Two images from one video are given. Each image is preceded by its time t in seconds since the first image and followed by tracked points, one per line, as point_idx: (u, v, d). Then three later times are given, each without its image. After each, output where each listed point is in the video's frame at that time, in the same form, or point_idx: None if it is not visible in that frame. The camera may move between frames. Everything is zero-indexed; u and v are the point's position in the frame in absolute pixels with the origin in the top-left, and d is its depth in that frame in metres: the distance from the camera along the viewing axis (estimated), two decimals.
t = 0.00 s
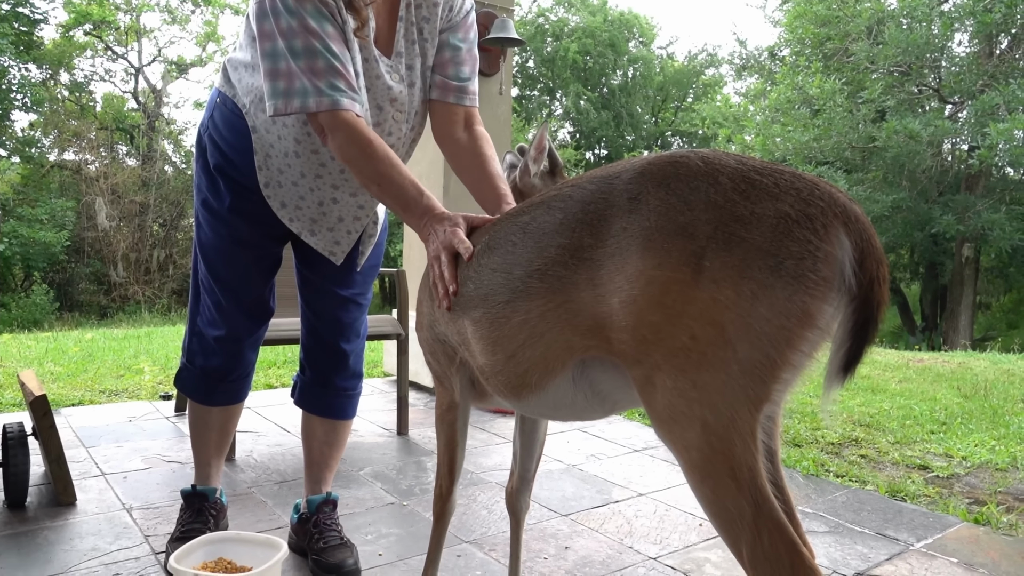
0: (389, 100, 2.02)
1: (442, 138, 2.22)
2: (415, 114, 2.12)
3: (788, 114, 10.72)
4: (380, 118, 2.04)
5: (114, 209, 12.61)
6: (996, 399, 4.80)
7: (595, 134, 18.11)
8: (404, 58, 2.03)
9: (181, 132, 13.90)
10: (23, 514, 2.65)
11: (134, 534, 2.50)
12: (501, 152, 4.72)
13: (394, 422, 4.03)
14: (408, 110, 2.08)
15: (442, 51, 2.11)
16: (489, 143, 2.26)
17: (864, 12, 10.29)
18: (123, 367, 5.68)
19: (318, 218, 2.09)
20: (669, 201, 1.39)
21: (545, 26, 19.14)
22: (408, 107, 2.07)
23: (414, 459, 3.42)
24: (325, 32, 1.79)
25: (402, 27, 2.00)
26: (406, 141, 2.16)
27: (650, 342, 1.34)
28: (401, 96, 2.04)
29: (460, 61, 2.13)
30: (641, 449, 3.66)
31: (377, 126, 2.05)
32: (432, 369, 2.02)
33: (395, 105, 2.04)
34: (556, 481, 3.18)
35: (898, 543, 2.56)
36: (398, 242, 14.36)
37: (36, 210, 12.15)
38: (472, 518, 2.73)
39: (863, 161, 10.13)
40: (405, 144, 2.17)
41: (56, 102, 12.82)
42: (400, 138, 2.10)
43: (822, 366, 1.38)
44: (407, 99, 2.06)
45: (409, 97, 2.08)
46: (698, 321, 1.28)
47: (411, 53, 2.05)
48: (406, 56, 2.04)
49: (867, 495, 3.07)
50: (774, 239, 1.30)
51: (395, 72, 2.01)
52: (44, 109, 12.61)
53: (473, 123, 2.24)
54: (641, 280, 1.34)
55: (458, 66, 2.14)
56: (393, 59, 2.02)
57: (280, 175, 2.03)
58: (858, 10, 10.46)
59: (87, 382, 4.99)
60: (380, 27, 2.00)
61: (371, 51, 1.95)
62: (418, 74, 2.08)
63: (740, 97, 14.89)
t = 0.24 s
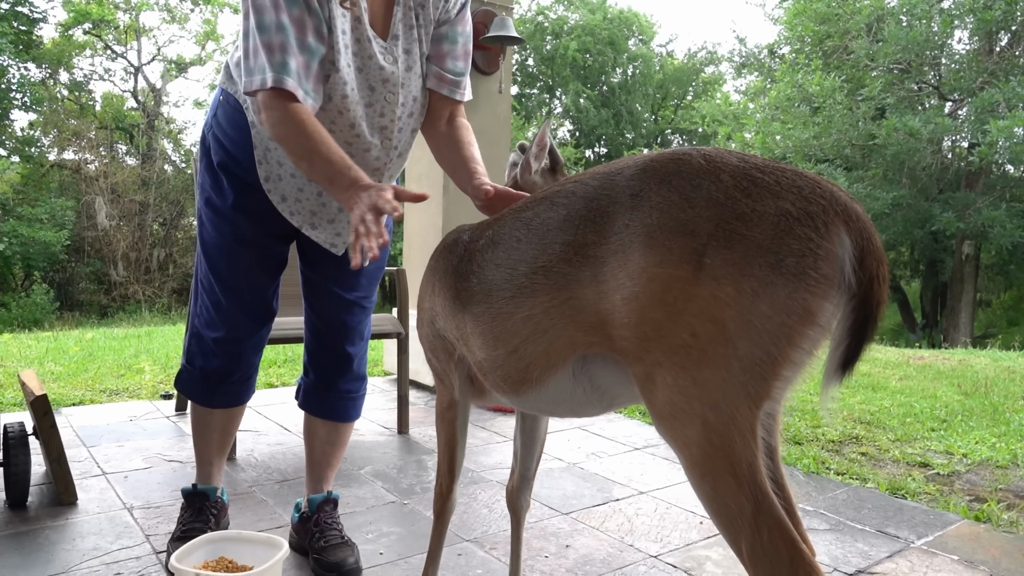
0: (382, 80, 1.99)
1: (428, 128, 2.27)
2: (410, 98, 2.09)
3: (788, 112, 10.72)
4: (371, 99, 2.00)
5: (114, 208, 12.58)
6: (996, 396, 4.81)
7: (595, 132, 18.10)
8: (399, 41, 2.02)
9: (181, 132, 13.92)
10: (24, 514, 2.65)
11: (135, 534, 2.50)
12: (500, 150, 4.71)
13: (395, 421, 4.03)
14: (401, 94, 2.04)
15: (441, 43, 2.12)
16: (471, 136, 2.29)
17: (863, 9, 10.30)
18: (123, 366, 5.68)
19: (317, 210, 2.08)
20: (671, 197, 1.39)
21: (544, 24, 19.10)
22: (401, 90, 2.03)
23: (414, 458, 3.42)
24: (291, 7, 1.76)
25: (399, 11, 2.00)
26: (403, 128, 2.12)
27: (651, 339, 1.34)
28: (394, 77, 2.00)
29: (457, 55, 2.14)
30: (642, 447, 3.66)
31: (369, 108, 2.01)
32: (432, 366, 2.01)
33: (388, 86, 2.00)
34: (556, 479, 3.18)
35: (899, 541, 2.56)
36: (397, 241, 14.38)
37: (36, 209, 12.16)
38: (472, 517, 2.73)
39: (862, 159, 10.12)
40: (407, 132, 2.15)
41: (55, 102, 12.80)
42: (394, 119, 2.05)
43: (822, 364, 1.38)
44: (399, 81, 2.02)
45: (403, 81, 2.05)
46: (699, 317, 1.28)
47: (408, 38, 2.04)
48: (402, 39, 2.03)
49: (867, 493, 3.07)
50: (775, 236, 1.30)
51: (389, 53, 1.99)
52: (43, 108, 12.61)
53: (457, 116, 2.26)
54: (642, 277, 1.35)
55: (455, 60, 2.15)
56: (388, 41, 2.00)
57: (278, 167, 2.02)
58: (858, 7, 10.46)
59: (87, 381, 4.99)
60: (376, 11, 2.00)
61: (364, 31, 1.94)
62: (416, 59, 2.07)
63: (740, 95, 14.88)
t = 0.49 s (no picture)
0: (375, 71, 1.99)
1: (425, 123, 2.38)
2: (406, 89, 2.08)
3: (790, 110, 10.73)
4: (364, 90, 2.00)
5: (117, 208, 12.59)
6: (999, 395, 4.79)
7: (597, 131, 18.09)
8: (394, 32, 2.03)
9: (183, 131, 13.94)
10: (28, 512, 2.66)
11: (139, 532, 2.50)
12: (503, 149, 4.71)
13: (398, 419, 4.03)
14: (394, 84, 2.03)
15: (446, 43, 2.18)
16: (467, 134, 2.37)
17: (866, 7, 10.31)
18: (127, 365, 5.69)
19: (311, 202, 2.07)
20: (671, 196, 1.39)
21: (546, 23, 19.07)
22: (394, 80, 2.02)
23: (417, 456, 3.42)
24: None
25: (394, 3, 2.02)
26: (399, 119, 2.09)
27: (651, 337, 1.34)
28: (387, 67, 2.00)
29: (462, 56, 2.21)
30: (644, 446, 3.67)
31: (360, 97, 2.00)
32: (437, 365, 2.02)
33: (381, 76, 2.00)
34: (559, 478, 3.19)
35: (902, 540, 2.56)
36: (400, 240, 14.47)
37: (38, 208, 12.21)
38: (475, 515, 2.74)
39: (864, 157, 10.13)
40: (404, 117, 2.10)
41: (58, 101, 12.83)
42: (388, 109, 2.03)
43: (822, 361, 1.38)
44: (392, 71, 2.02)
45: (397, 71, 2.04)
46: (697, 316, 1.29)
47: (403, 29, 2.07)
48: (398, 31, 2.05)
49: (871, 492, 3.06)
50: (774, 235, 1.30)
51: (383, 42, 2.00)
52: (46, 107, 12.65)
53: (455, 114, 2.34)
54: (642, 276, 1.35)
55: (460, 61, 2.21)
56: (382, 32, 2.01)
57: (274, 161, 2.03)
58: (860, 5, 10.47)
59: (91, 380, 5.01)
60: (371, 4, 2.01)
61: (356, 21, 1.95)
62: (414, 50, 2.09)
63: (742, 93, 14.86)
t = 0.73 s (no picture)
0: (360, 58, 1.99)
1: (422, 116, 2.38)
2: (393, 77, 2.07)
3: (794, 109, 10.72)
4: (351, 78, 1.99)
5: (121, 206, 12.59)
6: (1004, 396, 4.78)
7: (601, 130, 18.08)
8: (380, 21, 2.05)
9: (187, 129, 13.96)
10: (33, 508, 2.67)
11: (143, 529, 2.51)
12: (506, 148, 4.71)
13: (401, 417, 4.04)
14: (380, 71, 2.02)
15: (435, 31, 2.18)
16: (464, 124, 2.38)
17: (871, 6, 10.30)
18: (131, 362, 5.71)
19: (302, 194, 2.06)
20: (674, 196, 1.39)
21: (550, 22, 19.04)
22: (379, 67, 2.02)
23: (420, 455, 3.42)
24: None
25: None
26: (388, 107, 2.08)
27: (654, 337, 1.34)
28: (372, 54, 2.00)
29: (452, 42, 2.20)
30: (648, 445, 3.66)
31: (346, 84, 1.99)
32: (441, 363, 2.02)
33: (366, 64, 2.00)
34: (562, 477, 3.19)
35: (906, 540, 2.55)
36: (404, 238, 14.51)
37: (43, 206, 12.25)
38: (478, 514, 2.74)
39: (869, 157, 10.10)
40: (392, 105, 2.09)
41: (63, 99, 12.86)
42: (375, 96, 2.02)
43: (825, 360, 1.38)
44: (378, 58, 2.01)
45: (382, 59, 2.05)
46: (701, 317, 1.28)
47: (389, 19, 2.08)
48: (384, 20, 2.07)
49: (874, 492, 3.06)
50: (777, 234, 1.29)
51: (369, 30, 2.00)
52: (51, 105, 12.70)
53: (452, 107, 2.34)
54: (646, 276, 1.34)
55: (451, 48, 2.21)
56: (367, 21, 2.02)
57: (264, 154, 2.04)
58: (865, 4, 10.46)
59: (95, 377, 5.02)
60: None
61: (339, 10, 1.96)
62: (400, 39, 2.10)
63: (747, 92, 14.84)
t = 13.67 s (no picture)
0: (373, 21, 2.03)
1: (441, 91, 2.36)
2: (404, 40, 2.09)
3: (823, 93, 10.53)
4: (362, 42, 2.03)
5: (145, 178, 12.66)
6: None
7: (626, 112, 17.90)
8: None
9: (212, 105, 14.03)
10: (58, 474, 2.73)
11: (164, 497, 2.56)
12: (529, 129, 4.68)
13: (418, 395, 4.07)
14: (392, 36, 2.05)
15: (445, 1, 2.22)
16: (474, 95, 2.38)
17: None
18: (154, 335, 5.79)
19: (304, 163, 2.18)
20: (732, 170, 1.43)
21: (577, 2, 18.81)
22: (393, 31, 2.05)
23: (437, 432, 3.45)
24: None
25: None
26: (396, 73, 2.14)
27: (695, 308, 1.39)
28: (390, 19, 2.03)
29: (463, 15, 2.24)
30: (664, 429, 3.66)
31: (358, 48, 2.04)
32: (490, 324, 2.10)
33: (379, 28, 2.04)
34: (577, 457, 3.20)
35: (922, 529, 2.54)
36: (425, 218, 14.56)
37: (70, 178, 12.41)
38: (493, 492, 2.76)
39: (899, 143, 9.91)
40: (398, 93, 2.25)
41: (90, 72, 12.97)
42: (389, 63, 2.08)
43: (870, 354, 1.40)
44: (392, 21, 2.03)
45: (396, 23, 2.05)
46: (743, 293, 1.33)
47: None
48: None
49: (892, 481, 3.04)
50: (828, 219, 1.32)
51: None
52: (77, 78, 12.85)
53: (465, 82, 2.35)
54: (695, 246, 1.40)
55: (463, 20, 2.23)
56: None
57: (280, 102, 2.09)
58: None
59: (120, 348, 5.11)
60: None
61: None
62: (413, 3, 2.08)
63: (775, 76, 14.61)
